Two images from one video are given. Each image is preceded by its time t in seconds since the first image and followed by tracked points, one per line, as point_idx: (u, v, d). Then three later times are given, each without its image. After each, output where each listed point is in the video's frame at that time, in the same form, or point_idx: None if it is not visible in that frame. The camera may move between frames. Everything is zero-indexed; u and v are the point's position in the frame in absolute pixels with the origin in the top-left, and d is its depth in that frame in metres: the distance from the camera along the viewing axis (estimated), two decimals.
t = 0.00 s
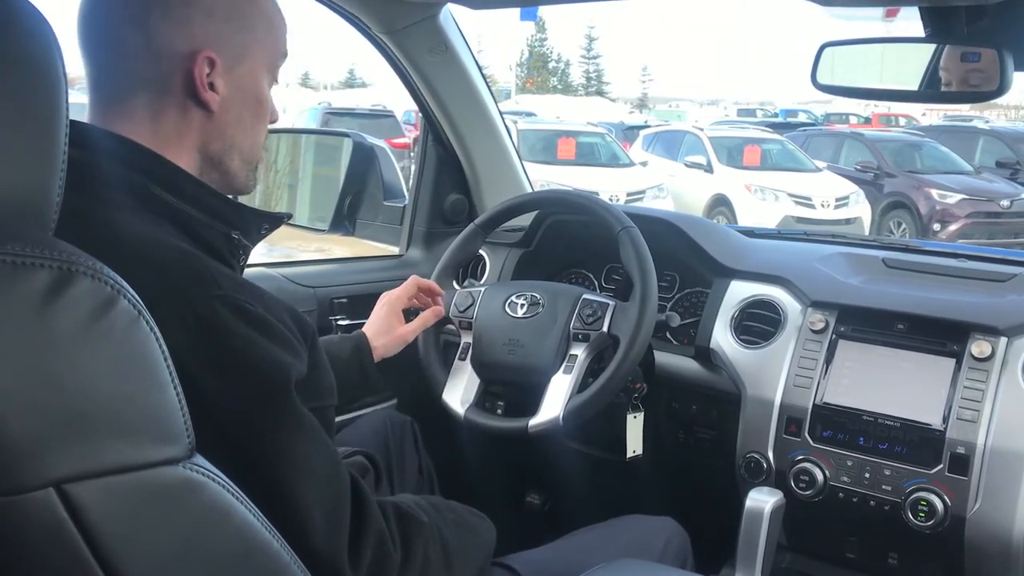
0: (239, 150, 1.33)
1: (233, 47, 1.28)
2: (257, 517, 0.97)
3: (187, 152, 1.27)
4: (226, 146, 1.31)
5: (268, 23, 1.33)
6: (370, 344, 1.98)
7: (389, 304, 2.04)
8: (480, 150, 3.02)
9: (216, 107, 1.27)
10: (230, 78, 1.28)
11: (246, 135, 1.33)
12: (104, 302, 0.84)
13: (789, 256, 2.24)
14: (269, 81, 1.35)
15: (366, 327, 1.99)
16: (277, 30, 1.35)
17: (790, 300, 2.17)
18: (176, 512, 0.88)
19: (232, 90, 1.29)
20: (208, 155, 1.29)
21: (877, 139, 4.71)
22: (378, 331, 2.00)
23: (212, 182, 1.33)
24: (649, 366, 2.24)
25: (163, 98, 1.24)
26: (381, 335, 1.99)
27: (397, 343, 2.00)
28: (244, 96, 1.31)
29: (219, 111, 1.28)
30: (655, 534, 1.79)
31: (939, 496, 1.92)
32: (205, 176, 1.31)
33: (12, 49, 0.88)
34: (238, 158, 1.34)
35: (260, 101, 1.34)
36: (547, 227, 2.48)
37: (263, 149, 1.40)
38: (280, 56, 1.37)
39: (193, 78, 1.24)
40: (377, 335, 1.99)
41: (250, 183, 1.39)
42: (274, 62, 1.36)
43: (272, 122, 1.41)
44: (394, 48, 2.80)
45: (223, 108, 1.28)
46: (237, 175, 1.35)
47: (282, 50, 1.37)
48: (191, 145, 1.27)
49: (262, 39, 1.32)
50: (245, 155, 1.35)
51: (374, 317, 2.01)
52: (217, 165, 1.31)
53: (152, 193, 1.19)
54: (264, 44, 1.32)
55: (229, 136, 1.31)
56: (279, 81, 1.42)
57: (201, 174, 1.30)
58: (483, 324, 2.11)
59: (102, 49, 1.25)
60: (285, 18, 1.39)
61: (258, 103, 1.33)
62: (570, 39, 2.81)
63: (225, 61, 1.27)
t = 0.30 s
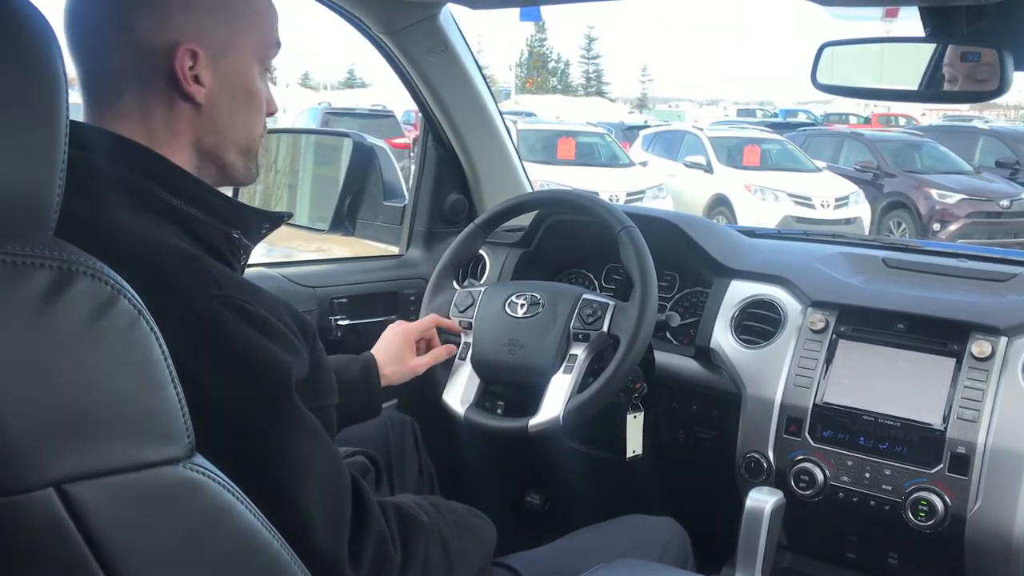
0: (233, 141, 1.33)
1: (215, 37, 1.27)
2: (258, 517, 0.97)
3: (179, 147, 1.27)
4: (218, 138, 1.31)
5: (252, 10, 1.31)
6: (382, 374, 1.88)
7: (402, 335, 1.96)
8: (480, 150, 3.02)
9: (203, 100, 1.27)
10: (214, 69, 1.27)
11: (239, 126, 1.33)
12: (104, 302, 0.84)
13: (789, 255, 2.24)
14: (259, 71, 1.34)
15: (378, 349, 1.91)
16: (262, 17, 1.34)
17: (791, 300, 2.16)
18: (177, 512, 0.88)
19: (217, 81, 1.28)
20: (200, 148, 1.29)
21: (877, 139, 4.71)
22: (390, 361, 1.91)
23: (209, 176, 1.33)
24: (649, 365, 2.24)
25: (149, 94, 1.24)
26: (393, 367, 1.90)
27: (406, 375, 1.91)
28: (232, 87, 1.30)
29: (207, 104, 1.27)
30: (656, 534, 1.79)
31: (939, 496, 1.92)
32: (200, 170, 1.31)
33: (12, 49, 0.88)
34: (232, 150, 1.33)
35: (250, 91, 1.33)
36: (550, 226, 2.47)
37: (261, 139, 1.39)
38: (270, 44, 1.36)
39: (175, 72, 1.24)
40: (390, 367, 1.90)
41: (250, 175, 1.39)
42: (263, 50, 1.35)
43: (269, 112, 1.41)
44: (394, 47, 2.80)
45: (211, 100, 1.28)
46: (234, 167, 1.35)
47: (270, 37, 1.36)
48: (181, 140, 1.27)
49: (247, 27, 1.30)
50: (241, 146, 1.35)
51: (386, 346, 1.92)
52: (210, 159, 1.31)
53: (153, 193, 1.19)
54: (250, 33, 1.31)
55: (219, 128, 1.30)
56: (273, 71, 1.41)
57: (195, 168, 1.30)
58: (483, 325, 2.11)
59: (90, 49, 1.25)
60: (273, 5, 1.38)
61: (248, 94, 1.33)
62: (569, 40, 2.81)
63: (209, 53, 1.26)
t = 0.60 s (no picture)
0: (236, 140, 1.33)
1: (217, 37, 1.27)
2: (259, 517, 0.97)
3: (183, 147, 1.27)
4: (221, 137, 1.31)
5: (253, 10, 1.31)
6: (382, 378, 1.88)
7: (402, 339, 1.95)
8: (481, 150, 3.02)
9: (206, 100, 1.27)
10: (216, 69, 1.27)
11: (241, 126, 1.33)
12: (105, 303, 0.84)
13: (789, 256, 2.24)
14: (260, 70, 1.34)
15: (378, 351, 1.91)
16: (263, 17, 1.33)
17: (792, 300, 2.16)
18: (177, 514, 0.88)
19: (220, 81, 1.28)
20: (204, 148, 1.29)
21: (876, 139, 4.71)
22: (390, 364, 1.90)
23: (212, 175, 1.33)
24: (650, 366, 2.23)
25: (151, 94, 1.24)
26: (392, 371, 1.90)
27: (405, 379, 1.91)
28: (234, 86, 1.30)
29: (209, 104, 1.28)
30: (657, 535, 1.79)
31: (939, 496, 1.92)
32: (204, 170, 1.31)
33: (14, 50, 0.88)
34: (235, 149, 1.33)
35: (252, 90, 1.33)
36: (549, 226, 2.48)
37: (264, 138, 1.39)
38: (271, 43, 1.36)
39: (178, 72, 1.24)
40: (390, 371, 1.90)
41: (253, 174, 1.39)
42: (264, 49, 1.35)
43: (271, 112, 1.41)
44: (394, 48, 2.80)
45: (213, 99, 1.28)
46: (237, 166, 1.35)
47: (271, 37, 1.36)
48: (184, 140, 1.27)
49: (248, 28, 1.30)
50: (244, 145, 1.35)
51: (386, 350, 1.92)
52: (214, 158, 1.31)
53: (154, 193, 1.19)
54: (251, 33, 1.31)
55: (222, 127, 1.30)
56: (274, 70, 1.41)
57: (200, 167, 1.30)
58: (483, 325, 2.11)
59: (90, 50, 1.25)
60: (273, 5, 1.38)
61: (250, 93, 1.33)
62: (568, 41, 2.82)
63: (211, 53, 1.26)
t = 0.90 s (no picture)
0: (233, 140, 1.33)
1: (214, 36, 1.27)
2: (259, 518, 0.97)
3: (180, 145, 1.27)
4: (217, 136, 1.30)
5: (251, 10, 1.31)
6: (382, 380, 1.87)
7: (404, 343, 1.95)
8: (481, 150, 3.02)
9: (203, 97, 1.27)
10: (214, 67, 1.27)
11: (239, 125, 1.33)
12: (105, 304, 0.84)
13: (790, 256, 2.24)
14: (258, 71, 1.34)
15: (378, 355, 1.90)
16: (261, 18, 1.33)
17: (792, 300, 2.16)
18: (178, 514, 0.87)
19: (217, 79, 1.28)
20: (200, 146, 1.29)
21: (876, 139, 4.71)
22: (390, 367, 1.90)
23: (209, 174, 1.33)
24: (651, 367, 2.23)
25: (149, 92, 1.24)
26: (393, 374, 1.90)
27: (405, 382, 1.92)
28: (232, 85, 1.30)
29: (207, 102, 1.27)
30: (657, 535, 1.79)
31: (940, 496, 1.92)
32: (201, 169, 1.31)
33: (12, 50, 0.88)
34: (232, 148, 1.33)
35: (248, 90, 1.32)
36: (550, 226, 2.48)
37: (261, 139, 1.39)
38: (269, 45, 1.36)
39: (176, 69, 1.24)
40: (390, 375, 1.90)
41: (250, 175, 1.39)
42: (262, 50, 1.34)
43: (269, 113, 1.41)
44: (394, 48, 2.80)
45: (210, 97, 1.28)
46: (234, 166, 1.35)
47: (269, 38, 1.35)
48: (181, 138, 1.27)
49: (246, 28, 1.30)
50: (241, 145, 1.34)
51: (387, 352, 1.91)
52: (211, 156, 1.31)
53: (154, 194, 1.19)
54: (249, 33, 1.31)
55: (219, 126, 1.30)
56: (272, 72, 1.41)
57: (196, 165, 1.30)
58: (484, 325, 2.11)
59: (90, 49, 1.25)
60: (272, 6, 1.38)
61: (247, 93, 1.32)
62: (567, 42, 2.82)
63: (209, 51, 1.26)
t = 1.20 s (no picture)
0: (228, 139, 1.33)
1: (207, 35, 1.26)
2: (258, 518, 0.97)
3: (174, 143, 1.27)
4: (212, 135, 1.30)
5: (246, 11, 1.31)
6: (382, 381, 1.87)
7: (404, 343, 1.95)
8: (481, 150, 3.02)
9: (196, 96, 1.26)
10: (207, 67, 1.27)
11: (234, 125, 1.33)
12: (106, 305, 0.84)
13: (790, 256, 2.24)
14: (252, 71, 1.34)
15: (378, 356, 1.90)
16: (256, 19, 1.33)
17: (791, 300, 2.17)
18: (179, 515, 0.87)
19: (210, 78, 1.28)
20: (195, 145, 1.29)
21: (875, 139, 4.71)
22: (390, 368, 1.90)
23: (204, 173, 1.32)
24: (651, 367, 2.23)
25: (142, 90, 1.24)
26: (393, 375, 1.90)
27: (405, 383, 1.92)
28: (225, 85, 1.30)
29: (200, 101, 1.27)
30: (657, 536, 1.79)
31: (940, 497, 1.92)
32: (196, 168, 1.31)
33: (11, 51, 0.88)
34: (227, 147, 1.33)
35: (242, 90, 1.32)
36: (549, 226, 2.47)
37: (257, 139, 1.39)
38: (264, 46, 1.36)
39: (168, 68, 1.24)
40: (390, 375, 1.89)
41: (246, 175, 1.39)
42: (257, 51, 1.34)
43: (264, 114, 1.40)
44: (394, 48, 2.80)
45: (204, 96, 1.27)
46: (230, 166, 1.34)
47: (264, 40, 1.35)
48: (175, 136, 1.27)
49: (240, 28, 1.30)
50: (235, 145, 1.34)
51: (387, 353, 1.91)
52: (205, 155, 1.31)
53: (153, 193, 1.19)
54: (243, 34, 1.31)
55: (213, 125, 1.30)
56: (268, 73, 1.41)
57: (191, 164, 1.30)
58: (483, 325, 2.11)
59: (88, 48, 1.25)
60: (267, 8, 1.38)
61: (240, 93, 1.32)
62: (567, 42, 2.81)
63: (201, 50, 1.26)
